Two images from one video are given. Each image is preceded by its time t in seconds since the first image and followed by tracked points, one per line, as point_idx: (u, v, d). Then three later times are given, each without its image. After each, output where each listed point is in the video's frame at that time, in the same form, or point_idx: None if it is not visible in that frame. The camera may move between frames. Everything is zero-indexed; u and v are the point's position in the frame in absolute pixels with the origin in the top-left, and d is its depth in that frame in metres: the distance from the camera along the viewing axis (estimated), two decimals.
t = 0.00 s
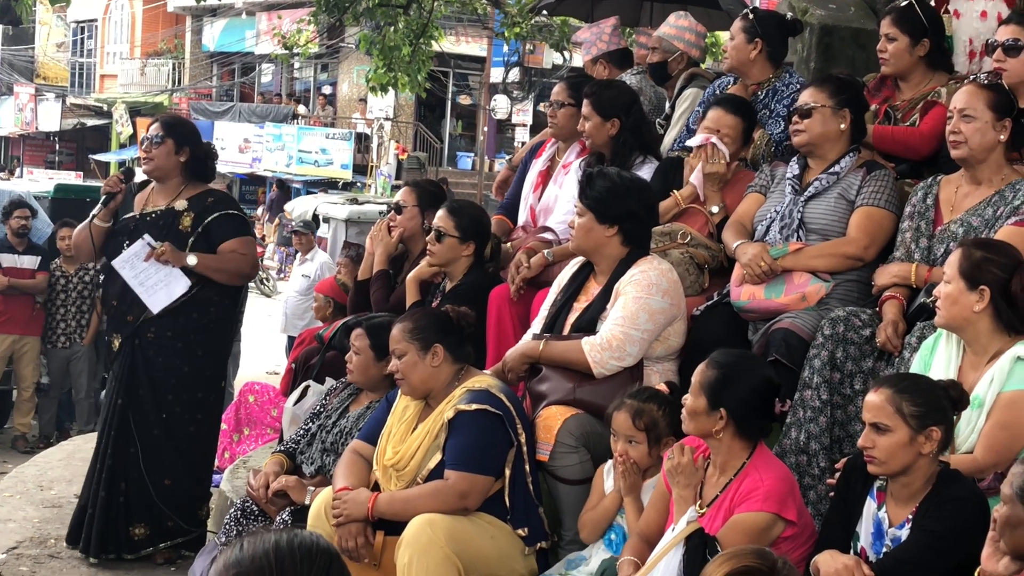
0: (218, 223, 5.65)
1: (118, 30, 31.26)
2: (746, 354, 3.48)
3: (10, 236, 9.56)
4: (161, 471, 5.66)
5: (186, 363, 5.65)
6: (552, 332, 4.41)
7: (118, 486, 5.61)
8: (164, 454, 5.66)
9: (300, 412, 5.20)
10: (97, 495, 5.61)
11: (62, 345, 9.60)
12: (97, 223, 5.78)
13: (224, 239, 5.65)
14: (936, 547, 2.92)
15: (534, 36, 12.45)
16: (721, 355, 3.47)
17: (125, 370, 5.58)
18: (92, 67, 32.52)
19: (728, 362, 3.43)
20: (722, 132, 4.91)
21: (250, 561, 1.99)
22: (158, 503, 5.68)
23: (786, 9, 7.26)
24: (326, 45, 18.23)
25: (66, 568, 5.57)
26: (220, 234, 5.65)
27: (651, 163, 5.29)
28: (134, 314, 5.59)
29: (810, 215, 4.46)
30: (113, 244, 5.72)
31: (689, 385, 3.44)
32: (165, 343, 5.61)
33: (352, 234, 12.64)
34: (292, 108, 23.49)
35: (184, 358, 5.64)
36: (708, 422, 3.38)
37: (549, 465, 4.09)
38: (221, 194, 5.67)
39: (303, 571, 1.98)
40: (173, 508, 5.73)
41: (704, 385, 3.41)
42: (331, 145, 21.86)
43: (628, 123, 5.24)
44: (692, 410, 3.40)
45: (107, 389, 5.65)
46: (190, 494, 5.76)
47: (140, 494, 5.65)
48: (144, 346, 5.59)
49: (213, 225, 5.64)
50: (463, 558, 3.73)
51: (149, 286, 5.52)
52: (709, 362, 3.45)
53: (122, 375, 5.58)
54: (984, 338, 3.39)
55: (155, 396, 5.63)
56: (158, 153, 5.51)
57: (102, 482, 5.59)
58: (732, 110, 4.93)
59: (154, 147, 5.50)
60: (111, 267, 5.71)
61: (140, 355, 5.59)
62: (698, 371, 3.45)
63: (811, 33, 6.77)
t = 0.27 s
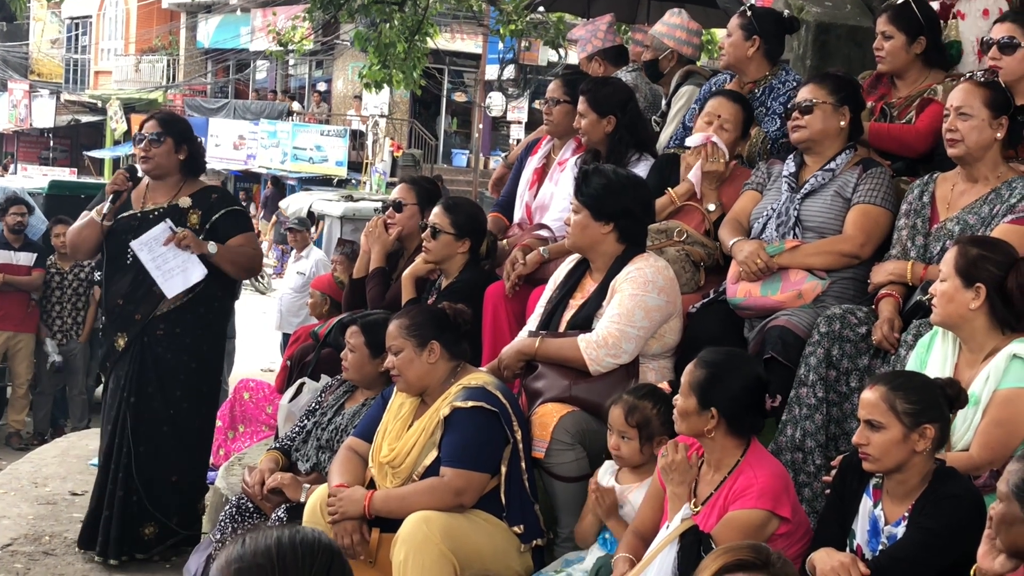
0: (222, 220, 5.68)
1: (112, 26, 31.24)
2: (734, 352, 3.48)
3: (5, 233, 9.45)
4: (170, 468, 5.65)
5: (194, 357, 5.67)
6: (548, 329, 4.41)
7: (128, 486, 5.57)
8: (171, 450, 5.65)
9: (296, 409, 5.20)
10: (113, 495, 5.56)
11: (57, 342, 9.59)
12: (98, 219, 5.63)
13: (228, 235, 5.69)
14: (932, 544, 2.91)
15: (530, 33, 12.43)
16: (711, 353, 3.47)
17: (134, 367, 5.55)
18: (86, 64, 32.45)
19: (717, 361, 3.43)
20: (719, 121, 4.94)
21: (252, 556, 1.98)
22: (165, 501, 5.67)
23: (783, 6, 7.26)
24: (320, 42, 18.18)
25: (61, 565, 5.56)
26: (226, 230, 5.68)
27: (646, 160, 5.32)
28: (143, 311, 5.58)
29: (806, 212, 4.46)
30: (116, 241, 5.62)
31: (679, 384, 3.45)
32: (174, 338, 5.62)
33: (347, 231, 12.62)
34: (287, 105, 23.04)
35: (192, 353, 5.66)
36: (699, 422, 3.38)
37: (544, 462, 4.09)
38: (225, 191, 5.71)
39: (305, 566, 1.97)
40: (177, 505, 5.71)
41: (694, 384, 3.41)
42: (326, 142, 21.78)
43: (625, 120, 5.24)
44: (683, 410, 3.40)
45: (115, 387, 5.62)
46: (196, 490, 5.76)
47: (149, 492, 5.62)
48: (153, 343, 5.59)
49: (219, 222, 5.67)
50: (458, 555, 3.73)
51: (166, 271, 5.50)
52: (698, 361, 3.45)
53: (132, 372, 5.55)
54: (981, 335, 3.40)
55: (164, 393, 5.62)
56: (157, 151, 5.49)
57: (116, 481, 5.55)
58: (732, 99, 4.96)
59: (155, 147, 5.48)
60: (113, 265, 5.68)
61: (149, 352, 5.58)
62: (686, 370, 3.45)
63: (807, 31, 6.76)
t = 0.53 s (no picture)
0: (223, 216, 5.65)
1: (107, 22, 31.15)
2: (727, 349, 3.48)
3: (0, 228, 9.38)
4: (170, 463, 5.66)
5: (195, 353, 5.68)
6: (544, 326, 4.41)
7: (131, 481, 5.56)
8: (172, 445, 5.65)
9: (291, 406, 5.20)
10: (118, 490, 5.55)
11: (53, 338, 9.58)
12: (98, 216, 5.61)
13: (230, 231, 5.65)
14: (927, 542, 2.92)
15: (524, 30, 12.42)
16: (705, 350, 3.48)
17: (136, 363, 5.55)
18: (81, 60, 32.42)
19: (709, 357, 3.44)
20: (714, 117, 4.88)
21: (253, 551, 1.98)
22: (166, 496, 5.67)
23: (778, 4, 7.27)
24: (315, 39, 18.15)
25: (57, 561, 5.55)
26: (226, 227, 5.64)
27: (643, 157, 5.31)
28: (144, 307, 5.57)
29: (801, 210, 4.47)
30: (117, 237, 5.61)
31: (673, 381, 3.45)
32: (175, 334, 5.62)
33: (342, 227, 12.61)
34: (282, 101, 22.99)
35: (192, 349, 5.67)
36: (692, 419, 3.38)
37: (540, 458, 4.09)
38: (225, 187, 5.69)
39: (306, 561, 1.98)
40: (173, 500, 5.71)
41: (686, 381, 3.42)
42: (321, 139, 21.81)
43: (624, 116, 5.25)
44: (677, 407, 3.40)
45: (115, 383, 5.60)
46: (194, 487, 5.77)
47: (149, 488, 5.61)
48: (154, 339, 5.58)
49: (220, 218, 5.64)
50: (454, 551, 3.72)
51: (175, 247, 5.48)
52: (691, 358, 3.46)
53: (133, 368, 5.55)
54: (976, 333, 3.40)
55: (164, 389, 5.62)
56: (156, 147, 5.46)
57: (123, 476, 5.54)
58: (726, 94, 4.91)
59: (154, 142, 5.45)
60: (114, 262, 5.66)
61: (150, 348, 5.57)
62: (678, 368, 3.46)
63: (803, 28, 6.76)
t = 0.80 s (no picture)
0: (202, 194, 5.55)
1: (97, 10, 31.00)
2: (720, 335, 3.48)
3: None
4: (151, 438, 5.63)
5: (183, 330, 5.61)
6: (539, 314, 4.40)
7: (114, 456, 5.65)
8: (154, 421, 5.61)
9: (285, 394, 5.20)
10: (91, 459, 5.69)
11: (47, 328, 9.54)
12: (104, 185, 5.74)
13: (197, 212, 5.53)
14: (925, 528, 2.92)
15: (517, 18, 12.38)
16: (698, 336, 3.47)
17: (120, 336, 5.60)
18: (71, 48, 32.32)
19: (701, 343, 3.44)
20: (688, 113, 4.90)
21: (236, 541, 2.00)
22: (149, 472, 5.64)
23: None
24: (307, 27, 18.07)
25: (50, 550, 5.54)
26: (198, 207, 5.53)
27: (637, 144, 5.27)
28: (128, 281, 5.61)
29: (793, 197, 4.46)
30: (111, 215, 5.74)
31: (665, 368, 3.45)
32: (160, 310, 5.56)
33: (335, 216, 12.57)
34: (273, 90, 23.21)
35: (179, 325, 5.60)
36: (685, 404, 3.39)
37: (534, 446, 4.09)
38: (214, 169, 5.59)
39: (290, 550, 2.00)
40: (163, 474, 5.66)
41: (679, 366, 3.42)
42: (313, 127, 21.70)
43: (618, 103, 5.24)
44: (669, 393, 3.40)
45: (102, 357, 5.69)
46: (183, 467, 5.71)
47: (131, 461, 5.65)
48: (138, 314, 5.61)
49: (195, 197, 5.55)
50: (449, 538, 3.72)
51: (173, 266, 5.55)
52: (684, 343, 3.46)
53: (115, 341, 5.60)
54: (970, 320, 3.40)
55: (149, 364, 5.59)
56: (168, 134, 5.50)
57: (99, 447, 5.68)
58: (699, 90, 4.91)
59: (165, 127, 5.49)
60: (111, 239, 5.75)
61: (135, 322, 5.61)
62: (671, 354, 3.46)
63: (797, 16, 6.75)
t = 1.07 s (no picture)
0: (213, 199, 5.59)
1: (96, 10, 31.03)
2: (719, 334, 3.48)
3: None
4: (153, 438, 5.63)
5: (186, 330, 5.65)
6: (538, 313, 4.40)
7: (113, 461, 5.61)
8: (155, 420, 5.62)
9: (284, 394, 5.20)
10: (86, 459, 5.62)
11: (46, 327, 9.54)
12: (98, 184, 5.71)
13: (217, 220, 5.60)
14: (924, 527, 2.93)
15: (515, 17, 12.39)
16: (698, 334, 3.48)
17: (124, 338, 5.58)
18: (70, 49, 32.35)
19: (701, 342, 3.44)
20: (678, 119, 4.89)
21: (235, 540, 2.00)
22: (149, 471, 5.64)
23: None
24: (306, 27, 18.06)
25: (49, 550, 5.54)
26: (215, 214, 5.60)
27: (636, 144, 5.29)
28: (133, 283, 5.58)
29: (790, 197, 4.46)
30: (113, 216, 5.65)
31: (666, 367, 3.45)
32: (164, 312, 5.61)
33: (334, 216, 12.57)
34: (272, 90, 23.29)
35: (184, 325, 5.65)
36: (685, 403, 3.39)
37: (534, 445, 4.09)
38: (220, 172, 5.62)
39: (289, 549, 2.00)
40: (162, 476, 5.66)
41: (680, 365, 3.42)
42: (312, 127, 21.68)
43: (616, 102, 5.24)
44: (669, 392, 3.40)
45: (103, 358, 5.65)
46: (183, 467, 5.72)
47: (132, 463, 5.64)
48: (143, 315, 5.59)
49: (208, 202, 5.58)
50: (449, 537, 3.73)
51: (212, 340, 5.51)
52: (684, 342, 3.46)
53: (119, 343, 5.58)
54: (969, 320, 3.41)
55: (151, 363, 5.61)
56: (165, 134, 5.49)
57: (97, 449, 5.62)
58: (691, 92, 4.89)
59: (162, 128, 5.48)
60: (110, 241, 5.69)
61: (139, 323, 5.59)
62: (672, 353, 3.46)
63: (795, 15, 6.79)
